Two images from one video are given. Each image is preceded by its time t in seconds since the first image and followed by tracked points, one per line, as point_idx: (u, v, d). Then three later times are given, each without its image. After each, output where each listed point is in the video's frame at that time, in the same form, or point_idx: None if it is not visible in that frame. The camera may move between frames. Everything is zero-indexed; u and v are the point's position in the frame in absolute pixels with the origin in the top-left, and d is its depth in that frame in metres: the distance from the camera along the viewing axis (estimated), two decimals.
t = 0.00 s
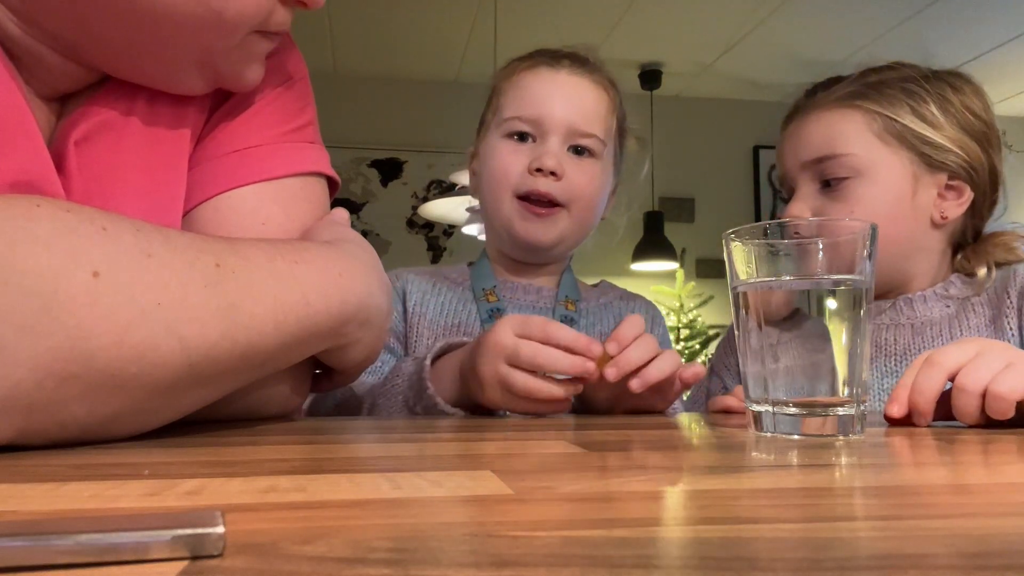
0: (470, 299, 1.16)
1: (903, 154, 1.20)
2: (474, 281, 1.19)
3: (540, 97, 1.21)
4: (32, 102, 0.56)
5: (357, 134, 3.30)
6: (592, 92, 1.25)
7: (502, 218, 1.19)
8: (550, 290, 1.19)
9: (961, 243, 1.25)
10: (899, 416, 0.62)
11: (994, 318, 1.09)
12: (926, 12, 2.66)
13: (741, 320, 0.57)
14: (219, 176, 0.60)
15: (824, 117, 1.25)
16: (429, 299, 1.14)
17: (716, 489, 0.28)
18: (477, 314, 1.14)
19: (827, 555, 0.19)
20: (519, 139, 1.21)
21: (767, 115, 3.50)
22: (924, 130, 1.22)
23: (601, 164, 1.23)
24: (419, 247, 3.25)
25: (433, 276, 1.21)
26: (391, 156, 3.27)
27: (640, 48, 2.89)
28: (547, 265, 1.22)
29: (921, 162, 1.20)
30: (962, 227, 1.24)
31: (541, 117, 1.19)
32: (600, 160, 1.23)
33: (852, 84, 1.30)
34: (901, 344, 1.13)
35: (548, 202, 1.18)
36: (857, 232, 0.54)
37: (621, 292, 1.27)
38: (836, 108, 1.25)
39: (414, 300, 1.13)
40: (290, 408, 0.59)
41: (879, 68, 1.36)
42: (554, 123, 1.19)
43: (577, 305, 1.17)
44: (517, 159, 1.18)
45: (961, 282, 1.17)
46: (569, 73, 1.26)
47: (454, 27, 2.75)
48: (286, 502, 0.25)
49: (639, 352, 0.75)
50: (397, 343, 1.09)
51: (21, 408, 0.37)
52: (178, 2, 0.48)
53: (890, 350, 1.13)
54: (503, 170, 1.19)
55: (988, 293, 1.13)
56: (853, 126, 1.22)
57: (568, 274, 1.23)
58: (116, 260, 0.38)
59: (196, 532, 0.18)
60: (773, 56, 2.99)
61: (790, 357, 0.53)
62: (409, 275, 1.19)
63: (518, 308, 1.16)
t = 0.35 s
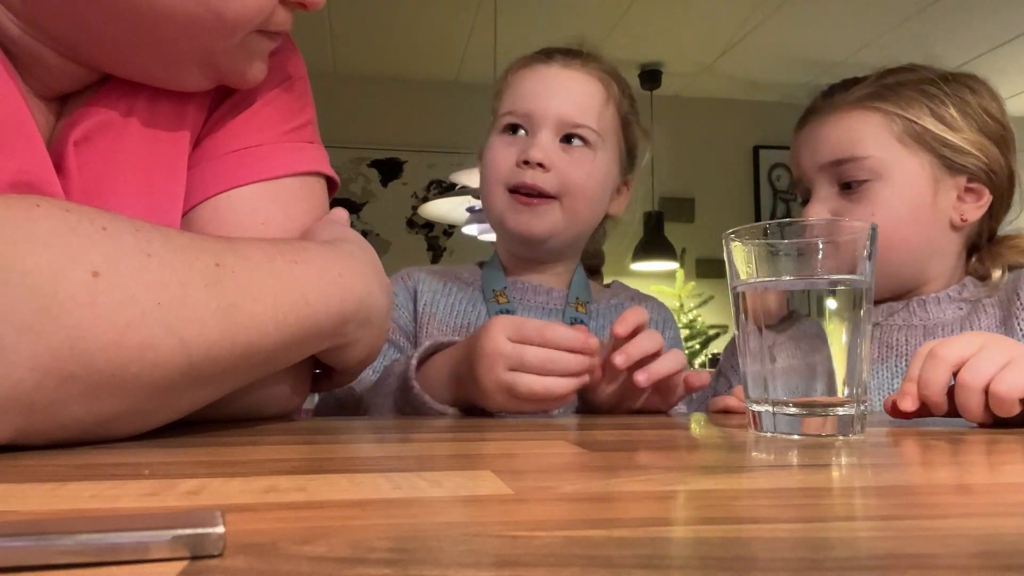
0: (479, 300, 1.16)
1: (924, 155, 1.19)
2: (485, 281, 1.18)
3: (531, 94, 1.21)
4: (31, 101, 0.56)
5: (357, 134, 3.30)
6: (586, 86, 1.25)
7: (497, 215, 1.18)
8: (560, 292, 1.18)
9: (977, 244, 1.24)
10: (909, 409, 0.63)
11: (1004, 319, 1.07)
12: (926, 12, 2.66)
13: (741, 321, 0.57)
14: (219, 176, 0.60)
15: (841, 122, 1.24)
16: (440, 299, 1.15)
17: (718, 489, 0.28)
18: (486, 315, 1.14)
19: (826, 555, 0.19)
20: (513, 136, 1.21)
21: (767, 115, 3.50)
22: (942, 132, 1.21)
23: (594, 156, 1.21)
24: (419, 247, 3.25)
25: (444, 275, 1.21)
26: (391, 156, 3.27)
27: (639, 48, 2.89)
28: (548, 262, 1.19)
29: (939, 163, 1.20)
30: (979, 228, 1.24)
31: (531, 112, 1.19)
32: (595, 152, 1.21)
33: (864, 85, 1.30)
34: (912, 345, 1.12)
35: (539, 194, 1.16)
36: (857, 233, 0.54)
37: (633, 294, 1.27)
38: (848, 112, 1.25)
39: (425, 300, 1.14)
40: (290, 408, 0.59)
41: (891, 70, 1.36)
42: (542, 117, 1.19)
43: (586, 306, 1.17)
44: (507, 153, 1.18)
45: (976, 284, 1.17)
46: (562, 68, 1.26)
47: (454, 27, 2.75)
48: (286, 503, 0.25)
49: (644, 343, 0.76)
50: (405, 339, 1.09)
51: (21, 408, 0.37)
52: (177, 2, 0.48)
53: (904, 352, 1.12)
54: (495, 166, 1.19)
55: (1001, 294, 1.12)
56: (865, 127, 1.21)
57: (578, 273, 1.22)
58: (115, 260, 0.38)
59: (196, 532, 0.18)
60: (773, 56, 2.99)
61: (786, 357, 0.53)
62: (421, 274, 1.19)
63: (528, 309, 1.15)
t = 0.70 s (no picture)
0: (488, 296, 1.15)
1: (930, 157, 1.19)
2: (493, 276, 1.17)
3: (529, 89, 1.22)
4: (31, 101, 0.56)
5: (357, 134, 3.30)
6: (584, 83, 1.25)
7: (496, 211, 1.18)
8: (566, 294, 1.18)
9: (984, 241, 1.24)
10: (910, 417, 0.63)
11: (1010, 319, 1.08)
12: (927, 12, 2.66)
13: (741, 321, 0.57)
14: (218, 176, 0.60)
15: (846, 123, 1.24)
16: (451, 291, 1.12)
17: (719, 489, 0.28)
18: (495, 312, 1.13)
19: (824, 555, 0.19)
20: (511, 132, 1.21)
21: (767, 115, 3.51)
22: (948, 131, 1.21)
23: (594, 153, 1.21)
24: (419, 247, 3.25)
25: (455, 268, 1.19)
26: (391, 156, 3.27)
27: (639, 48, 2.89)
28: (550, 262, 1.19)
29: (947, 163, 1.19)
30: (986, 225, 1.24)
31: (529, 107, 1.20)
32: (593, 147, 1.21)
33: (866, 86, 1.30)
34: (919, 345, 1.11)
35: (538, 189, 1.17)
36: (857, 233, 0.54)
37: (640, 297, 1.26)
38: (856, 113, 1.24)
39: (437, 290, 1.12)
40: (289, 408, 0.59)
41: (891, 70, 1.36)
42: (541, 112, 1.19)
43: (592, 309, 1.16)
44: (505, 149, 1.18)
45: (983, 283, 1.17)
46: (559, 64, 1.27)
47: (454, 27, 2.75)
48: (286, 503, 0.25)
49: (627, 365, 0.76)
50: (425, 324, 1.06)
51: (20, 409, 0.37)
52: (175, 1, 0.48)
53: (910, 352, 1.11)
54: (494, 162, 1.19)
55: (1008, 293, 1.13)
56: (871, 127, 1.21)
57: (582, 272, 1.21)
58: (115, 260, 0.39)
59: (196, 532, 0.18)
60: (773, 56, 2.99)
61: (785, 356, 0.53)
62: (429, 264, 1.16)
63: (534, 309, 1.14)
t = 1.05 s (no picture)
0: (494, 296, 1.14)
1: (938, 159, 1.18)
2: (497, 278, 1.16)
3: (553, 101, 1.15)
4: (30, 101, 0.56)
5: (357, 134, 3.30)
6: (605, 94, 1.20)
7: (518, 229, 1.15)
8: (572, 293, 1.18)
9: (988, 241, 1.24)
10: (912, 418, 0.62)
11: (1014, 319, 1.09)
12: (927, 12, 2.66)
13: (741, 321, 0.57)
14: (219, 176, 0.60)
15: (867, 129, 1.21)
16: (455, 293, 1.12)
17: (718, 489, 0.28)
18: (503, 312, 1.12)
19: (824, 555, 0.19)
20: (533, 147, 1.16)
21: (767, 115, 3.51)
22: (956, 133, 1.21)
23: (616, 167, 1.19)
24: (419, 247, 3.25)
25: (455, 270, 1.19)
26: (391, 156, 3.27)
27: (640, 48, 2.89)
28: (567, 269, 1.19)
29: (953, 165, 1.19)
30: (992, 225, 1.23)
31: (555, 124, 1.14)
32: (615, 163, 1.19)
33: (875, 87, 1.28)
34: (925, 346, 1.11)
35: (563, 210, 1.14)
36: (857, 233, 0.54)
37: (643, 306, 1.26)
38: (860, 116, 1.23)
39: (440, 293, 1.12)
40: (289, 408, 0.59)
41: (893, 70, 1.35)
42: (568, 130, 1.14)
43: (599, 309, 1.16)
44: (531, 169, 1.14)
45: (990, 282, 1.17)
46: (581, 74, 1.20)
47: (454, 27, 2.75)
48: (286, 502, 0.25)
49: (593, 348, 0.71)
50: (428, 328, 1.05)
51: (19, 409, 0.37)
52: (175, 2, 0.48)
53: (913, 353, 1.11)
54: (517, 180, 1.14)
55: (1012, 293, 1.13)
56: (881, 127, 1.20)
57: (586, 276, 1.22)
58: (115, 260, 0.39)
59: (196, 533, 0.18)
60: (772, 56, 2.99)
61: (785, 356, 0.53)
62: (431, 267, 1.16)
63: (543, 306, 1.15)
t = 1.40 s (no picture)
0: (505, 297, 1.14)
1: (934, 162, 1.18)
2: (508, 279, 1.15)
3: (570, 103, 1.14)
4: (31, 100, 0.56)
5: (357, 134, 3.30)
6: (623, 96, 1.19)
7: (534, 231, 1.14)
8: (584, 293, 1.18)
9: (987, 239, 1.24)
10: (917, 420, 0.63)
11: (1012, 320, 1.09)
12: (927, 12, 2.65)
13: (741, 321, 0.57)
14: (219, 176, 0.60)
15: (876, 130, 1.20)
16: (466, 294, 1.12)
17: (717, 489, 0.28)
18: (514, 314, 1.12)
19: (824, 555, 0.19)
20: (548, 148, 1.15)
21: (767, 115, 3.51)
22: (952, 135, 1.21)
23: (632, 169, 1.18)
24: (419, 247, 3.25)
25: (467, 269, 1.18)
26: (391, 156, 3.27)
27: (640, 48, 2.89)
28: (579, 270, 1.19)
29: (951, 166, 1.19)
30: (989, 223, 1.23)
31: (572, 126, 1.13)
32: (632, 164, 1.18)
33: (872, 89, 1.27)
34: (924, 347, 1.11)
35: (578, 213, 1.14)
36: (857, 233, 0.54)
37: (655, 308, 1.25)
38: (855, 118, 1.23)
39: (450, 293, 1.12)
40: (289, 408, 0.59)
41: (886, 70, 1.35)
42: (585, 132, 1.13)
43: (611, 310, 1.16)
44: (547, 171, 1.13)
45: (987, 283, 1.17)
46: (597, 76, 1.19)
47: (454, 27, 2.75)
48: (286, 502, 0.25)
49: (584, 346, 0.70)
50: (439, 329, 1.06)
51: (19, 409, 0.37)
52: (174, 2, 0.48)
53: (913, 353, 1.11)
54: (532, 183, 1.14)
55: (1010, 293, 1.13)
56: (876, 129, 1.20)
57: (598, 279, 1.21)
58: (115, 260, 0.39)
59: (196, 532, 0.18)
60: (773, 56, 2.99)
61: (785, 356, 0.53)
62: (443, 266, 1.16)
63: (555, 307, 1.15)
